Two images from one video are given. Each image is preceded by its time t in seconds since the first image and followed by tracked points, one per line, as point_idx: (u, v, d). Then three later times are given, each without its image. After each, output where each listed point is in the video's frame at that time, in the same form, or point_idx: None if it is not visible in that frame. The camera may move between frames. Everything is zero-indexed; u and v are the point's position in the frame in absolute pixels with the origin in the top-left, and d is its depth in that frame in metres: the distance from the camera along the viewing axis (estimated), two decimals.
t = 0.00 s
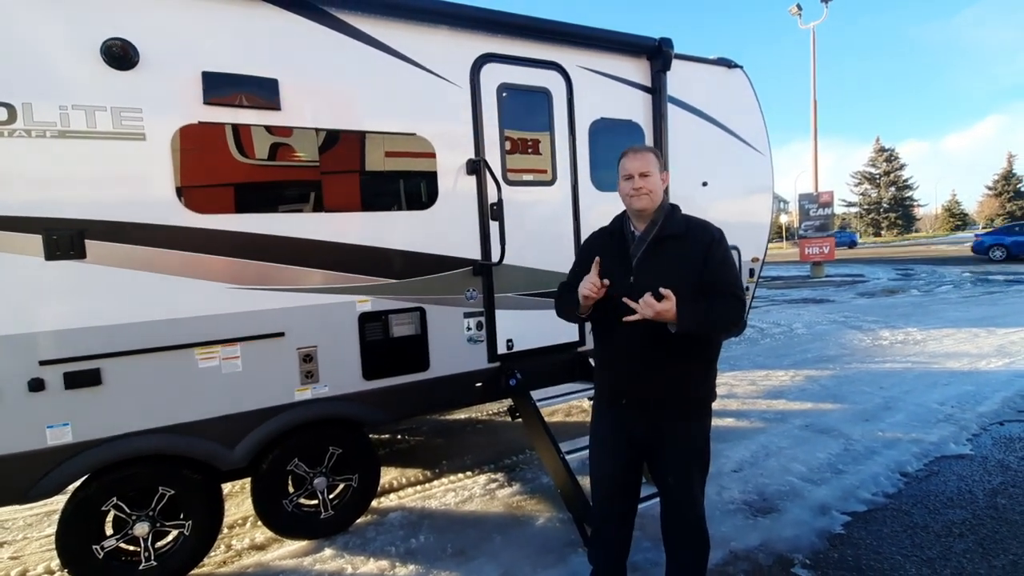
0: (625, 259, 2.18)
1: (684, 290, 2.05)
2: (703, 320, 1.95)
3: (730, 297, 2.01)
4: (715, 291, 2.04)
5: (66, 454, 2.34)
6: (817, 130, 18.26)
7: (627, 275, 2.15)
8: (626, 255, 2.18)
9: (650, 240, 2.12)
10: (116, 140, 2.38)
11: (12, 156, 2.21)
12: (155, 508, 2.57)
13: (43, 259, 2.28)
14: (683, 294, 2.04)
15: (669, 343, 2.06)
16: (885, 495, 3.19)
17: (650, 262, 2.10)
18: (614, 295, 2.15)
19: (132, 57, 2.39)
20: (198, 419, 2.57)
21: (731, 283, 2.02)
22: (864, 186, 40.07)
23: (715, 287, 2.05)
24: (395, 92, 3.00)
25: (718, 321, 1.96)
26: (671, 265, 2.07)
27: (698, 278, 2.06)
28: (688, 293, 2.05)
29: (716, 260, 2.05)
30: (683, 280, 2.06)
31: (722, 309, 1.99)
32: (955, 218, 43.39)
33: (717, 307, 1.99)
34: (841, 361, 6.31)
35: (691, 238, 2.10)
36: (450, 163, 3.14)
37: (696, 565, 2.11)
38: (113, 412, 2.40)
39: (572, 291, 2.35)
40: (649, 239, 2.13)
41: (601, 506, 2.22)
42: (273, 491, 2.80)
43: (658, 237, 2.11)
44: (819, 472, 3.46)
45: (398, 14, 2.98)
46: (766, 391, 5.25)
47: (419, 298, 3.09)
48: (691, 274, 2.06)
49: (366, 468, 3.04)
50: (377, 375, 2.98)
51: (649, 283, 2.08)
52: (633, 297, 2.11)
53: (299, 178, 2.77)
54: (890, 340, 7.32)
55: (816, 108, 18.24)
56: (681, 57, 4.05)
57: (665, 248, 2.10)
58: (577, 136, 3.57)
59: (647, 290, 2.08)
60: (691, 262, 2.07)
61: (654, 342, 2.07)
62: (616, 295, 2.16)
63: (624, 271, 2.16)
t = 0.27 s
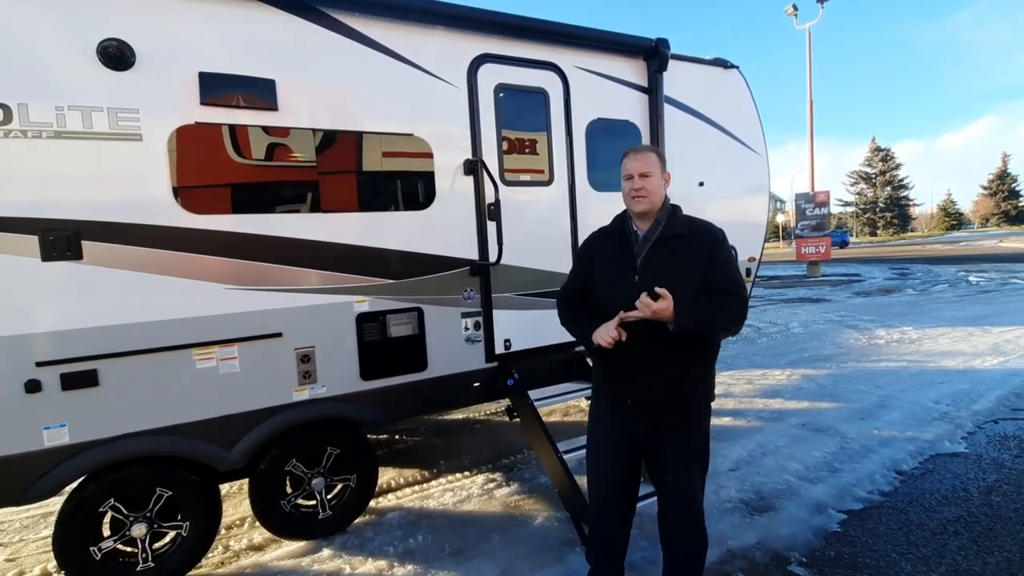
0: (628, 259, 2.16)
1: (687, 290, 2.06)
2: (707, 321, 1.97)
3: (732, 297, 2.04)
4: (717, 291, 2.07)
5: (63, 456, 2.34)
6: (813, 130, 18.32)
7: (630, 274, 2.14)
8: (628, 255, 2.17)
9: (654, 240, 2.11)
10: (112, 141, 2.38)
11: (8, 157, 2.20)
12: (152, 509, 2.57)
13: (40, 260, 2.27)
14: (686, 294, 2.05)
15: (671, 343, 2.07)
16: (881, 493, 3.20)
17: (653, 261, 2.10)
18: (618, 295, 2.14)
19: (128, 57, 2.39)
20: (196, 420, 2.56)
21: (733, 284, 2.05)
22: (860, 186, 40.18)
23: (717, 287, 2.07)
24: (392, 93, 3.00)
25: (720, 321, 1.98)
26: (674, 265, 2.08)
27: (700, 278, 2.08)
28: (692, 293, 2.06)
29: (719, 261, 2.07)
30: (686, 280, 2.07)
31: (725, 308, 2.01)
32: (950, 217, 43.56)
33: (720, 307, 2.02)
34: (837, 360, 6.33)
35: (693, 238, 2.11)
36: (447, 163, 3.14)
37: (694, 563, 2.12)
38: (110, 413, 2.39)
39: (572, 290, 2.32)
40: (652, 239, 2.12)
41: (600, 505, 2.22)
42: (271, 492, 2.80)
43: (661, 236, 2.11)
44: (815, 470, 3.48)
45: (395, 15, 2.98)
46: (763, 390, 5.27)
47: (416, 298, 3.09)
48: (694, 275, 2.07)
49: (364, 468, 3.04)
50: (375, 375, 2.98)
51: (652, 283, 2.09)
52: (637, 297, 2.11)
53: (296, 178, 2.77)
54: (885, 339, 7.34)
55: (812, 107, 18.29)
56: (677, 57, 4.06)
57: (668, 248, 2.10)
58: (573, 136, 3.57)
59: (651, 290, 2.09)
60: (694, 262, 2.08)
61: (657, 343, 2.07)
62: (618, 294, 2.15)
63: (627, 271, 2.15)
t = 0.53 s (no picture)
0: (630, 259, 2.16)
1: (689, 292, 2.07)
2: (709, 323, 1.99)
3: (733, 299, 2.05)
4: (718, 293, 2.08)
5: (60, 457, 2.33)
6: (809, 131, 18.38)
7: (632, 275, 2.14)
8: (630, 255, 2.17)
9: (656, 241, 2.12)
10: (110, 141, 2.38)
11: (5, 157, 2.20)
12: (150, 510, 2.57)
13: (37, 261, 2.27)
14: (688, 296, 2.06)
15: (672, 344, 2.08)
16: (877, 492, 3.22)
17: (655, 262, 2.11)
18: (620, 295, 2.15)
19: (125, 57, 2.39)
20: (193, 420, 2.56)
21: (734, 286, 2.06)
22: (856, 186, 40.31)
23: (718, 289, 2.08)
24: (389, 93, 3.00)
25: (721, 324, 2.00)
26: (676, 266, 2.09)
27: (702, 280, 2.09)
28: (693, 294, 2.07)
29: (721, 263, 2.08)
30: (688, 282, 2.08)
31: (725, 310, 2.03)
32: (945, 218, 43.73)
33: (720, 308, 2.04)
34: (833, 360, 6.35)
35: (695, 240, 2.12)
36: (445, 163, 3.14)
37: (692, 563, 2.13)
38: (107, 414, 2.39)
39: (572, 290, 2.32)
40: (654, 240, 2.13)
41: (600, 505, 2.22)
42: (269, 493, 2.80)
43: (663, 238, 2.11)
44: (812, 469, 3.49)
45: (393, 16, 2.98)
46: (760, 390, 5.28)
47: (414, 298, 3.09)
48: (696, 276, 2.09)
49: (362, 469, 3.04)
50: (373, 375, 2.98)
51: (655, 284, 2.10)
52: (639, 299, 2.11)
53: (294, 178, 2.77)
54: (881, 339, 7.37)
55: (808, 108, 18.35)
56: (674, 58, 4.08)
57: (670, 250, 2.11)
58: (571, 136, 3.58)
59: (653, 291, 2.09)
60: (696, 263, 2.09)
61: (658, 344, 2.08)
62: (620, 295, 2.15)
63: (628, 271, 2.15)
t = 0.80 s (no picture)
0: (628, 259, 2.17)
1: (687, 292, 2.07)
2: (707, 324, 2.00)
3: (731, 300, 2.06)
4: (716, 294, 2.09)
5: (55, 458, 2.32)
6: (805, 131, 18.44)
7: (630, 275, 2.15)
8: (628, 255, 2.17)
9: (654, 241, 2.13)
10: (105, 142, 2.37)
11: None
12: (146, 511, 2.56)
13: (32, 262, 2.26)
14: (687, 296, 2.07)
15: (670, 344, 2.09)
16: (872, 491, 3.23)
17: (653, 263, 2.11)
18: (618, 295, 2.15)
19: (121, 58, 2.38)
20: (190, 422, 2.56)
21: (732, 287, 2.07)
22: (852, 186, 40.44)
23: (716, 289, 2.09)
24: (386, 94, 3.00)
25: (719, 324, 2.01)
26: (674, 266, 2.10)
27: (700, 280, 2.10)
28: (692, 295, 2.07)
29: (719, 263, 2.09)
30: (686, 282, 2.08)
31: (723, 310, 2.04)
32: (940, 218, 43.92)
33: (718, 308, 2.05)
34: (829, 360, 6.37)
35: (693, 240, 2.12)
36: (442, 164, 3.15)
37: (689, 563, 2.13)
38: (103, 415, 2.38)
39: (570, 290, 2.32)
40: (652, 241, 2.14)
41: (597, 504, 2.23)
42: (266, 494, 2.79)
43: (661, 238, 2.12)
44: (808, 469, 3.50)
45: (390, 16, 2.99)
46: (756, 390, 5.30)
47: (411, 299, 3.09)
48: (694, 276, 2.09)
49: (360, 469, 3.04)
50: (370, 376, 2.98)
51: (653, 284, 2.10)
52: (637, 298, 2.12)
53: (291, 179, 2.77)
54: (877, 338, 7.39)
55: (804, 108, 18.40)
56: (670, 59, 4.09)
57: (669, 250, 2.12)
58: (568, 137, 3.58)
59: (651, 291, 2.10)
60: (694, 264, 2.10)
61: (656, 343, 2.08)
62: (618, 295, 2.16)
63: (626, 271, 2.15)
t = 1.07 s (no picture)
0: (624, 260, 2.17)
1: (684, 293, 2.08)
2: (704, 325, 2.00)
3: (728, 301, 2.07)
4: (713, 295, 2.09)
5: (49, 460, 2.31)
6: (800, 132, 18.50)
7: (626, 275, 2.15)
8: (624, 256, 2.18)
9: (650, 242, 2.13)
10: (100, 142, 2.36)
11: None
12: (140, 513, 2.55)
13: (25, 262, 2.25)
14: (684, 297, 2.07)
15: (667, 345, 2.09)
16: (868, 491, 3.24)
17: (649, 263, 2.12)
18: (614, 296, 2.15)
19: (116, 57, 2.38)
20: (185, 423, 2.55)
21: (729, 288, 2.07)
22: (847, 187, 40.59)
23: (713, 291, 2.09)
24: (382, 94, 3.00)
25: (717, 325, 2.01)
26: (670, 267, 2.10)
27: (697, 281, 2.10)
28: (688, 295, 2.08)
29: (716, 264, 2.09)
30: (683, 283, 2.09)
31: (720, 311, 2.04)
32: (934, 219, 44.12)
33: (716, 309, 2.05)
34: (824, 360, 6.39)
35: (689, 241, 2.13)
36: (438, 164, 3.14)
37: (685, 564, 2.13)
38: (97, 417, 2.37)
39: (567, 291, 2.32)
40: (648, 241, 2.14)
41: (594, 504, 2.22)
42: (262, 495, 2.78)
43: (657, 239, 2.13)
44: (804, 468, 3.51)
45: (386, 17, 2.98)
46: (752, 390, 5.31)
47: (407, 299, 3.09)
48: (690, 277, 2.10)
49: (356, 471, 3.03)
50: (366, 377, 2.97)
51: (649, 285, 2.10)
52: (633, 299, 2.12)
53: (286, 179, 2.76)
54: (872, 339, 7.42)
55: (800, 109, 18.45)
56: (666, 60, 4.09)
57: (665, 251, 2.12)
58: (564, 138, 3.59)
59: (647, 291, 2.10)
60: (691, 264, 2.10)
61: (653, 344, 2.08)
62: (614, 295, 2.15)
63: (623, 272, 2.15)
